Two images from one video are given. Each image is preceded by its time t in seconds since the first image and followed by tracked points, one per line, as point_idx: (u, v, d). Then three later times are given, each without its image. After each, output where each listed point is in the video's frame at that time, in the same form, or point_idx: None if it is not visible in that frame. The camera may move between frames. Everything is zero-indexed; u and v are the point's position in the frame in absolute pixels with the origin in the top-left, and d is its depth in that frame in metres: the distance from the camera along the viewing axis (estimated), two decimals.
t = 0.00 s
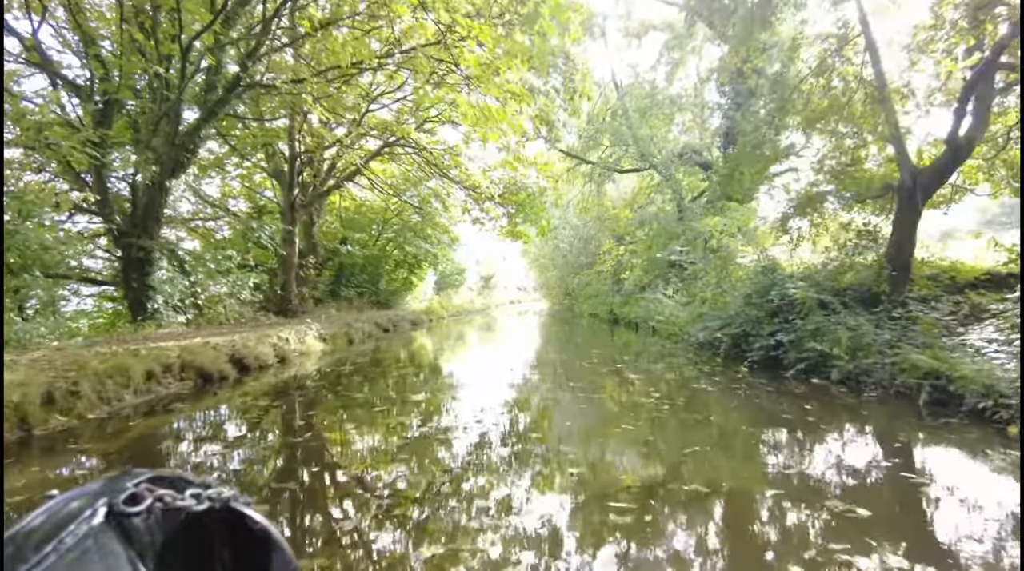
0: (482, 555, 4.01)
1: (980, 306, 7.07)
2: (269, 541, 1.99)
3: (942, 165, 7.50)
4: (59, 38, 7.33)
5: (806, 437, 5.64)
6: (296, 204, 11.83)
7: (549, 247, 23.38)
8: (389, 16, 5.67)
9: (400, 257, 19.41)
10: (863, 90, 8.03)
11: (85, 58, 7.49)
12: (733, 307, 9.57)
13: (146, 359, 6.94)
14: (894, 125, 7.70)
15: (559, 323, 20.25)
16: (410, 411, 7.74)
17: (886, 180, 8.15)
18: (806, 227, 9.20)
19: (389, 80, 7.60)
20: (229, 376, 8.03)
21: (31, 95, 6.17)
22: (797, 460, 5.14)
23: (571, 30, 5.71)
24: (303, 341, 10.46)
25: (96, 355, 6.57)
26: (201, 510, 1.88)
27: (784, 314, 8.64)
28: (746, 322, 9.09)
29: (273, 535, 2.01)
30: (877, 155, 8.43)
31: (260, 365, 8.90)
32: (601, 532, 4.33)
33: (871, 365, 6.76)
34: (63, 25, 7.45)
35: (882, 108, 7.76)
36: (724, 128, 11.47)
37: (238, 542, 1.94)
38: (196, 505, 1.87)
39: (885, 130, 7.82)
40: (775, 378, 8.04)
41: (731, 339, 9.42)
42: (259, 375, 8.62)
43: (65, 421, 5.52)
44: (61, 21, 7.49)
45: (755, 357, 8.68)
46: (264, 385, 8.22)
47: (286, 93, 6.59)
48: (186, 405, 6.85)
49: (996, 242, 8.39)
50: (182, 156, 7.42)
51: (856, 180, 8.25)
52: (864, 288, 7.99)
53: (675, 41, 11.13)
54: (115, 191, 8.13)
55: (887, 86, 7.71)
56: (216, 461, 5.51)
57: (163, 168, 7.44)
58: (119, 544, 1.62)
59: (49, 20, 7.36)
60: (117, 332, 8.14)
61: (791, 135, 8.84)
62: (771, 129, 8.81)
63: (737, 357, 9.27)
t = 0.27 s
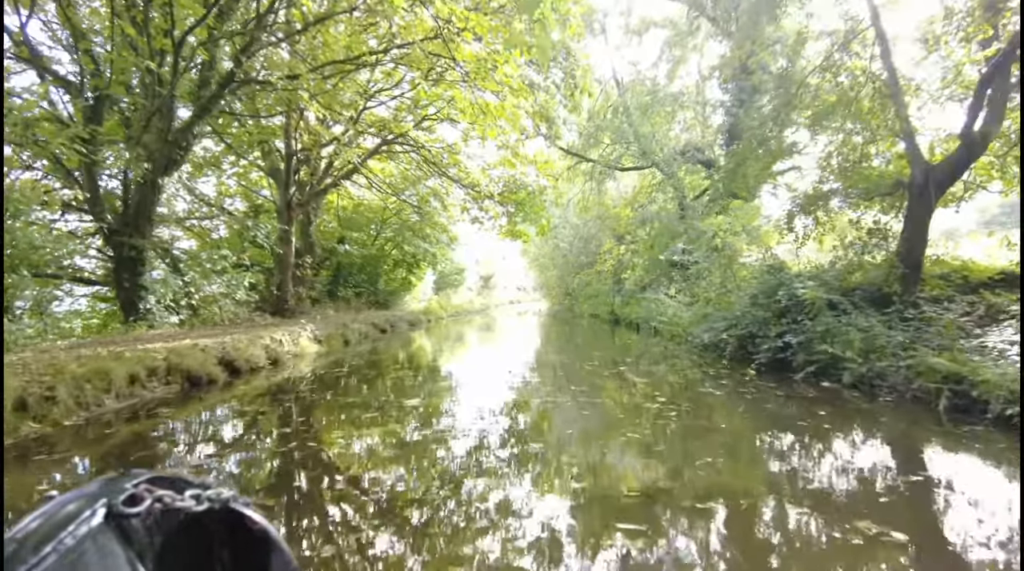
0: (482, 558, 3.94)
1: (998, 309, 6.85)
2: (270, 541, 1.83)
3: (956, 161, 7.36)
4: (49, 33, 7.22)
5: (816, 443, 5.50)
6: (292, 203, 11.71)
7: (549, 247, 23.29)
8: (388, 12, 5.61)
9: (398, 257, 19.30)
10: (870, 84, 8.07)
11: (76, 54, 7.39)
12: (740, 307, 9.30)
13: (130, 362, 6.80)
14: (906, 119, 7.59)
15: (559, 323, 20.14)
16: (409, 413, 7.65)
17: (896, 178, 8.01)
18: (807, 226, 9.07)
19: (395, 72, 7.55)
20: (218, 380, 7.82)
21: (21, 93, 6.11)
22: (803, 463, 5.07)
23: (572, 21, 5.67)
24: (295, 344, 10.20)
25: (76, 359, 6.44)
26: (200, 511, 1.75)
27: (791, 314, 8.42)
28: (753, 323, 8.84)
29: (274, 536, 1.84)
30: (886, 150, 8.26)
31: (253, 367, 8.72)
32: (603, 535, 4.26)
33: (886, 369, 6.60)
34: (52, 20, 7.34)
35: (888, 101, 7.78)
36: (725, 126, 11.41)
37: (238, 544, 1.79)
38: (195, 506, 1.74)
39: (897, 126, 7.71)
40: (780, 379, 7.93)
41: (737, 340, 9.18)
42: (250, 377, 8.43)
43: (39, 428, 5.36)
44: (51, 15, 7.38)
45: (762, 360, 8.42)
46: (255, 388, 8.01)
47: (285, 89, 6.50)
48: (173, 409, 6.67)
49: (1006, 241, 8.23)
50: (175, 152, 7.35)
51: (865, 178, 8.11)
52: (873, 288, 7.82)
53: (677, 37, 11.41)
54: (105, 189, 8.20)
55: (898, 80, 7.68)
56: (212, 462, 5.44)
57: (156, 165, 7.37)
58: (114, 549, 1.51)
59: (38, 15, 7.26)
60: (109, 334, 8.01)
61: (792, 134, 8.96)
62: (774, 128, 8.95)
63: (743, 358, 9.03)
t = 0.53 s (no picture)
0: (480, 561, 3.86)
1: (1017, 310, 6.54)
2: (268, 541, 1.96)
3: (971, 156, 7.36)
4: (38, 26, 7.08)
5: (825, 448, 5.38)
6: (289, 202, 11.55)
7: (549, 246, 23.21)
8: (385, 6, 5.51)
9: (397, 257, 19.16)
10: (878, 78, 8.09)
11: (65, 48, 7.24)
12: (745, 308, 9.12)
13: (111, 365, 6.55)
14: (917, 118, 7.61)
15: (559, 324, 20.03)
16: (407, 415, 7.56)
17: (908, 174, 7.86)
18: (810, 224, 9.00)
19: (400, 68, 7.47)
20: (206, 383, 7.69)
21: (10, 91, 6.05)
22: (809, 467, 4.99)
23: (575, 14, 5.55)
24: (290, 345, 10.15)
25: (53, 362, 6.15)
26: (200, 511, 1.84)
27: (800, 315, 8.22)
28: (761, 324, 8.65)
29: (272, 536, 1.98)
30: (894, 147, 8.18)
31: (243, 370, 8.57)
32: (604, 538, 4.18)
33: (901, 372, 6.41)
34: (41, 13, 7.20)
35: (895, 94, 7.82)
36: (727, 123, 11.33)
37: (238, 544, 1.89)
38: (195, 506, 1.83)
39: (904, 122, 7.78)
40: (784, 380, 7.83)
41: (744, 341, 8.97)
42: (240, 381, 8.30)
43: (11, 436, 5.05)
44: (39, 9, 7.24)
45: (769, 362, 8.26)
46: (246, 390, 7.85)
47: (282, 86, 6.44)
48: (154, 414, 6.42)
49: None
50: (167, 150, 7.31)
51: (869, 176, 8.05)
52: (884, 288, 7.59)
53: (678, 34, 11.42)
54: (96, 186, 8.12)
55: (910, 74, 7.68)
56: (207, 464, 5.36)
57: (147, 162, 7.34)
58: (119, 545, 1.59)
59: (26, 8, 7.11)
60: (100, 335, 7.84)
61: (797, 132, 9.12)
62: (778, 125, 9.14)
63: (750, 361, 8.84)
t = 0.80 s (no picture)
0: (479, 565, 3.79)
1: None
2: (269, 541, 1.87)
3: (985, 151, 7.09)
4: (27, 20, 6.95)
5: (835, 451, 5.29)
6: (285, 200, 11.39)
7: (549, 246, 23.11)
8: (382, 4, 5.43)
9: (395, 256, 19.00)
10: (887, 73, 8.13)
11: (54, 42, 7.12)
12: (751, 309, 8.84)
13: (92, 368, 6.34)
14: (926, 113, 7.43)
15: (559, 324, 19.91)
16: (406, 416, 7.45)
17: (919, 170, 7.62)
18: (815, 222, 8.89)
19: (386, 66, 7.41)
20: (194, 387, 7.53)
21: None
22: (817, 470, 4.91)
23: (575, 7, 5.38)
24: (282, 349, 9.94)
25: (31, 365, 5.93)
26: (200, 511, 1.79)
27: (809, 316, 7.93)
28: (768, 325, 8.35)
29: (273, 536, 1.89)
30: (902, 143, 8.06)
31: (234, 372, 8.47)
32: (606, 541, 4.10)
33: (918, 376, 6.17)
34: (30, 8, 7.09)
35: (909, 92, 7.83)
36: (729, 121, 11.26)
37: (239, 544, 1.83)
38: (194, 507, 1.78)
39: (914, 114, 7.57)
40: (789, 382, 7.72)
41: (751, 344, 8.67)
42: (230, 383, 8.16)
43: None
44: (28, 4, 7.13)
45: (777, 365, 7.99)
46: (237, 392, 7.81)
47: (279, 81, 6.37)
48: (133, 422, 6.13)
49: None
50: (160, 147, 7.31)
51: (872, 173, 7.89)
52: (895, 288, 7.30)
53: (680, 32, 11.45)
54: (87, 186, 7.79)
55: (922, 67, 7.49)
56: (201, 465, 5.30)
57: (140, 159, 7.24)
58: (116, 548, 1.57)
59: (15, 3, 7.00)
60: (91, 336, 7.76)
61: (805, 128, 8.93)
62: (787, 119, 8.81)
63: (758, 363, 8.54)
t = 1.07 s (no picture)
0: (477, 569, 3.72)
1: None
2: (268, 541, 1.95)
3: (1000, 147, 6.79)
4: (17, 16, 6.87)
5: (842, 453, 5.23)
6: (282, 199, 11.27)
7: (549, 246, 23.01)
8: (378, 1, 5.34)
9: (394, 256, 18.89)
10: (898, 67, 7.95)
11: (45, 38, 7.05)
12: (760, 309, 8.70)
13: (69, 372, 6.03)
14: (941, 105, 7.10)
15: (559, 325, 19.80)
16: (405, 418, 7.36)
17: (931, 166, 7.33)
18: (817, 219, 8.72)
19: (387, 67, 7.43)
20: (180, 390, 7.25)
21: None
22: (823, 471, 4.87)
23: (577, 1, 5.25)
24: (270, 354, 9.59)
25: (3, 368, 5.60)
26: (199, 511, 1.86)
27: (818, 317, 7.81)
28: (776, 326, 8.24)
29: (272, 537, 1.98)
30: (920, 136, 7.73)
31: (224, 375, 8.23)
32: (607, 544, 4.03)
33: (937, 380, 6.01)
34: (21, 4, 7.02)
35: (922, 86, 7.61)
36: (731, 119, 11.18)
37: (237, 544, 1.89)
38: (194, 507, 1.86)
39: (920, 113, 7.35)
40: (792, 383, 7.63)
41: (760, 345, 8.53)
42: (219, 386, 7.91)
43: None
44: None
45: (787, 367, 7.86)
46: (228, 394, 7.61)
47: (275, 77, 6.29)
48: (112, 428, 5.84)
49: None
50: (151, 143, 7.47)
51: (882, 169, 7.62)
52: (906, 288, 7.08)
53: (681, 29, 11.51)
54: (78, 182, 7.49)
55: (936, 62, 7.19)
56: (196, 465, 5.24)
57: (130, 156, 7.37)
58: (118, 546, 1.64)
59: None
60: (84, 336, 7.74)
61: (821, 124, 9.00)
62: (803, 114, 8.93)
63: (765, 365, 8.40)
